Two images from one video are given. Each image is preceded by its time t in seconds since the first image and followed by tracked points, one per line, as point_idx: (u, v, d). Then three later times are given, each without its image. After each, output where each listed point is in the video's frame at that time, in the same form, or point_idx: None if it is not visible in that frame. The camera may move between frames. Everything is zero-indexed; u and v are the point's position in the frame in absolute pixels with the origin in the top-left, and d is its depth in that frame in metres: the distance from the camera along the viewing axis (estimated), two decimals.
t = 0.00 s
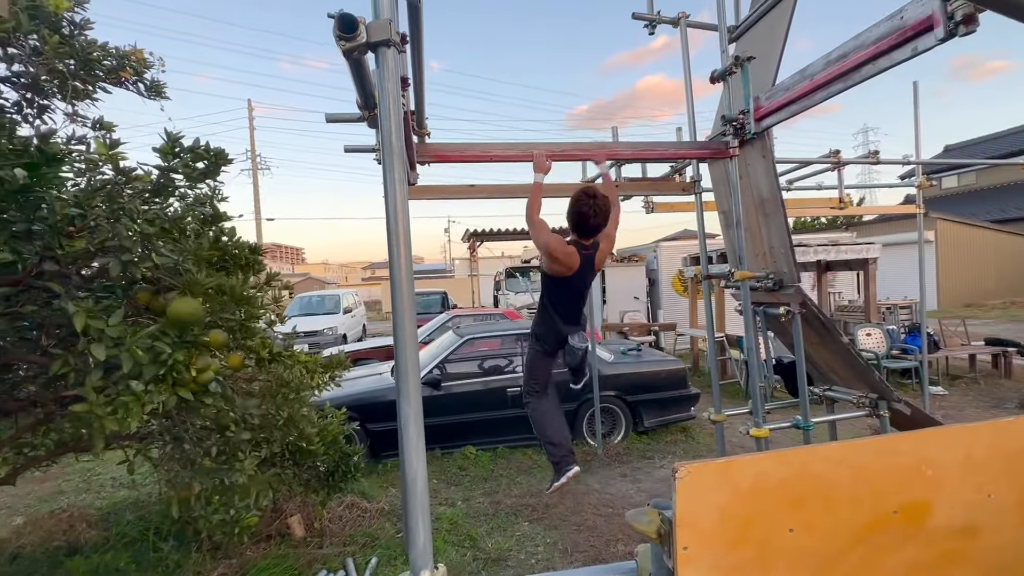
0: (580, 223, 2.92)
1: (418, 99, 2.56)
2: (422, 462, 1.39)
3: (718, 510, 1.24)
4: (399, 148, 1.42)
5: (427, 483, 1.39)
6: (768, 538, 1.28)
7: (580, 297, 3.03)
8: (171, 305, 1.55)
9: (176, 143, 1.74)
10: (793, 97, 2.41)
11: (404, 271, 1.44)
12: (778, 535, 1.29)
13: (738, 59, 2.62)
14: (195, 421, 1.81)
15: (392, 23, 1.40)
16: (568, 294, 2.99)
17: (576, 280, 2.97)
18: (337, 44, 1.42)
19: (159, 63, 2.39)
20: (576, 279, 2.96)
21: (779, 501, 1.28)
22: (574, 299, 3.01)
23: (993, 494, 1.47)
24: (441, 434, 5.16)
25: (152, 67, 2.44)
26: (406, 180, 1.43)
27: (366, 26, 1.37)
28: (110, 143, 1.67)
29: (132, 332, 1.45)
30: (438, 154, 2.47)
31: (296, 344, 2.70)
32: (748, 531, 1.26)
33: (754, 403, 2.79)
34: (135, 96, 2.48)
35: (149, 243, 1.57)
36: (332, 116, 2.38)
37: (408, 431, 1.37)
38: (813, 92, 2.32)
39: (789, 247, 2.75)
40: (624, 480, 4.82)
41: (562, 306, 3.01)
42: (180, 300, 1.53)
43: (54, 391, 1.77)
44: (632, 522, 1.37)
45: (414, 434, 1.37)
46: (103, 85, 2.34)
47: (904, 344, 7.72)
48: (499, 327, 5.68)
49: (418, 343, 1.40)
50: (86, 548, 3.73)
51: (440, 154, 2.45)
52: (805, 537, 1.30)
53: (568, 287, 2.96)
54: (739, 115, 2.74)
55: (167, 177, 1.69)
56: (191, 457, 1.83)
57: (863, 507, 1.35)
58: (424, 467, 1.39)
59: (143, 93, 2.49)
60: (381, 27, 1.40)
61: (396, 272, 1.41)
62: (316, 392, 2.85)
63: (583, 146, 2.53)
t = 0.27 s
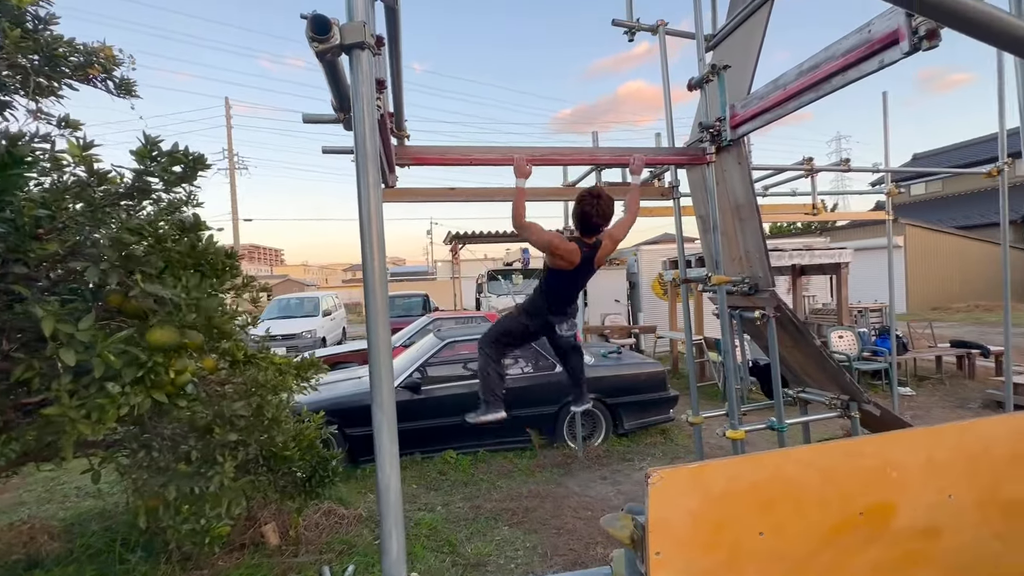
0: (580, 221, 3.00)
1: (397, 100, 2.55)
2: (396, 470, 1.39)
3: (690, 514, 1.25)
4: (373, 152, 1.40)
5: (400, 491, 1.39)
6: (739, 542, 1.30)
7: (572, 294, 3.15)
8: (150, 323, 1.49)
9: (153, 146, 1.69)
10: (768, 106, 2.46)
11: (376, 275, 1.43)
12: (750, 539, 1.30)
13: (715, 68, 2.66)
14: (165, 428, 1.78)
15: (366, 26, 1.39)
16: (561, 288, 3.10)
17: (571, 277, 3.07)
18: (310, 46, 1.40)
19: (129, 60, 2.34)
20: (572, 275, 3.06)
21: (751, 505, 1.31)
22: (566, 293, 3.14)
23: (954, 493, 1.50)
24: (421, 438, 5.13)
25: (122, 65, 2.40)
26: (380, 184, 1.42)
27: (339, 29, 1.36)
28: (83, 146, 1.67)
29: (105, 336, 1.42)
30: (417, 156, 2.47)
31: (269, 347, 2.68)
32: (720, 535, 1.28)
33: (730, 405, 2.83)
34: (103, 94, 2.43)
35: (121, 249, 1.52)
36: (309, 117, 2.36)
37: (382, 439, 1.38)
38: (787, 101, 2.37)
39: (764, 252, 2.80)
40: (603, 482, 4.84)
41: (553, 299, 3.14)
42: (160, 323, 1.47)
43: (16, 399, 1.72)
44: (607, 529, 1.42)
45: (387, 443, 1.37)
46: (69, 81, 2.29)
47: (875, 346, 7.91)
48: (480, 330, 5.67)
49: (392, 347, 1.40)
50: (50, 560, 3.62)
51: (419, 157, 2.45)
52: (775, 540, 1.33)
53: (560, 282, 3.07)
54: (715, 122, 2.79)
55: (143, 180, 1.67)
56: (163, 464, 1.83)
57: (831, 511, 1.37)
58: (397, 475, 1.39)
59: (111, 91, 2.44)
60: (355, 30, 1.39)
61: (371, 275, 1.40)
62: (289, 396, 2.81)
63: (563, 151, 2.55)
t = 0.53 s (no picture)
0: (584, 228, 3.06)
1: (375, 100, 2.53)
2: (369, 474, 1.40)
3: (662, 518, 1.26)
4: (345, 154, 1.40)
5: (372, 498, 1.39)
6: (711, 545, 1.30)
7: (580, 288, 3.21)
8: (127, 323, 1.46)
9: (126, 146, 1.63)
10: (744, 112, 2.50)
11: (349, 278, 1.42)
12: (722, 543, 1.31)
13: (693, 74, 2.70)
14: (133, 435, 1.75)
15: (336, 25, 1.38)
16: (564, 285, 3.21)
17: (575, 276, 3.16)
18: (279, 45, 1.38)
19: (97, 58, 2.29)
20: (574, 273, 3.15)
21: (721, 509, 1.31)
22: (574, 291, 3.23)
23: (920, 494, 1.49)
24: (402, 442, 5.10)
25: (89, 62, 2.35)
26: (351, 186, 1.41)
27: (310, 27, 1.35)
28: (52, 145, 1.63)
29: (73, 338, 1.40)
30: (395, 157, 2.46)
31: (243, 351, 2.59)
32: (692, 539, 1.28)
33: (708, 407, 2.87)
34: (69, 92, 2.38)
35: (92, 249, 1.46)
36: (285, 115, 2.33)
37: (353, 448, 1.38)
38: (761, 108, 2.43)
39: (741, 255, 2.83)
40: (585, 485, 4.85)
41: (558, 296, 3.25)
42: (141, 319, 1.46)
43: None
44: (580, 534, 1.45)
45: (357, 449, 1.38)
46: (34, 79, 2.24)
47: (849, 347, 8.08)
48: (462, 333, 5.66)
49: (364, 352, 1.41)
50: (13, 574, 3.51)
51: (398, 158, 2.44)
52: (746, 542, 1.33)
53: (563, 279, 3.18)
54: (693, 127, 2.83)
55: (115, 179, 1.61)
56: (132, 473, 1.81)
57: (799, 514, 1.38)
58: (368, 481, 1.40)
59: (79, 89, 2.39)
60: (325, 28, 1.38)
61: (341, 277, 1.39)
62: (264, 402, 2.74)
63: (543, 154, 2.55)
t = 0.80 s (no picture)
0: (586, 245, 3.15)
1: (356, 100, 2.50)
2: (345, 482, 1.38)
3: (641, 522, 1.23)
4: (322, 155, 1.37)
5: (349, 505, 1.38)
6: (689, 548, 1.27)
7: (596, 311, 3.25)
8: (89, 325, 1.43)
9: (88, 142, 1.58)
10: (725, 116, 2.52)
11: (326, 282, 1.40)
12: (700, 545, 1.29)
13: (675, 78, 2.73)
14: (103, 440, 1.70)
15: (313, 23, 1.36)
16: (578, 310, 3.29)
17: (586, 296, 3.20)
18: (254, 41, 1.35)
19: (65, 52, 2.23)
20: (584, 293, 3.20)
21: (701, 512, 1.28)
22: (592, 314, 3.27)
23: (892, 493, 1.48)
24: (385, 445, 5.06)
25: (56, 56, 2.28)
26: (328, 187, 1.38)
27: (286, 25, 1.32)
28: (8, 139, 1.56)
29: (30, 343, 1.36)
30: (377, 158, 2.45)
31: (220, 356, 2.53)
32: (670, 543, 1.26)
33: (690, 407, 2.89)
34: (35, 86, 2.30)
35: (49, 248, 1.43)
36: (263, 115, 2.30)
37: (329, 453, 1.36)
38: (742, 112, 2.45)
39: (722, 257, 2.86)
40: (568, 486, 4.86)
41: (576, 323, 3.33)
42: (106, 308, 1.43)
43: None
44: (559, 538, 1.45)
45: (334, 457, 1.36)
46: None
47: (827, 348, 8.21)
48: (446, 335, 5.64)
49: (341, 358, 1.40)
50: None
51: (380, 159, 2.43)
52: (725, 544, 1.31)
53: (576, 304, 3.25)
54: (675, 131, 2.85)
55: (75, 176, 1.57)
56: (100, 481, 1.73)
57: (775, 515, 1.36)
58: (344, 489, 1.38)
59: (46, 83, 2.32)
60: (302, 26, 1.35)
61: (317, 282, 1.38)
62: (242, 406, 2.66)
63: (526, 156, 2.56)
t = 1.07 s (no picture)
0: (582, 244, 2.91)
1: (337, 100, 2.48)
2: (324, 485, 1.37)
3: (626, 525, 1.22)
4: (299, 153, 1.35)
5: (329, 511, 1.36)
6: (673, 549, 1.28)
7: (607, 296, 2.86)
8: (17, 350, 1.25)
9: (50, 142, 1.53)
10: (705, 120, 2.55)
11: (304, 282, 1.37)
12: (683, 546, 1.29)
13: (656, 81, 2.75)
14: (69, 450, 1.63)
15: (292, 21, 1.34)
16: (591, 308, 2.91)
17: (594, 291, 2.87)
18: (230, 37, 1.33)
19: (32, 45, 2.15)
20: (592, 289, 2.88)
21: (687, 513, 1.29)
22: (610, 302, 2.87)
23: (870, 490, 1.49)
24: (368, 450, 5.01)
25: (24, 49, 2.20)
26: (306, 187, 1.37)
27: (264, 22, 1.30)
28: None
29: None
30: (360, 159, 2.45)
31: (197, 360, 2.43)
32: (654, 545, 1.25)
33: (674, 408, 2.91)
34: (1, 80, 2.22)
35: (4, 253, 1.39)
36: (241, 114, 2.27)
37: (307, 459, 1.34)
38: (722, 116, 2.48)
39: (704, 259, 2.89)
40: (553, 488, 4.87)
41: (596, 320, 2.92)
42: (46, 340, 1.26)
43: None
44: (544, 543, 1.46)
45: (313, 461, 1.34)
46: None
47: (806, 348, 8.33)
48: (429, 337, 5.62)
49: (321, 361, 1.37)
50: None
51: (363, 159, 2.42)
52: (708, 544, 1.31)
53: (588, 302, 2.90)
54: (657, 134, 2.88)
55: (39, 178, 1.53)
56: (69, 492, 1.66)
57: (757, 516, 1.37)
58: (324, 493, 1.37)
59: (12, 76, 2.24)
60: (280, 24, 1.34)
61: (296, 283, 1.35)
62: (220, 411, 2.56)
63: (509, 158, 2.56)
